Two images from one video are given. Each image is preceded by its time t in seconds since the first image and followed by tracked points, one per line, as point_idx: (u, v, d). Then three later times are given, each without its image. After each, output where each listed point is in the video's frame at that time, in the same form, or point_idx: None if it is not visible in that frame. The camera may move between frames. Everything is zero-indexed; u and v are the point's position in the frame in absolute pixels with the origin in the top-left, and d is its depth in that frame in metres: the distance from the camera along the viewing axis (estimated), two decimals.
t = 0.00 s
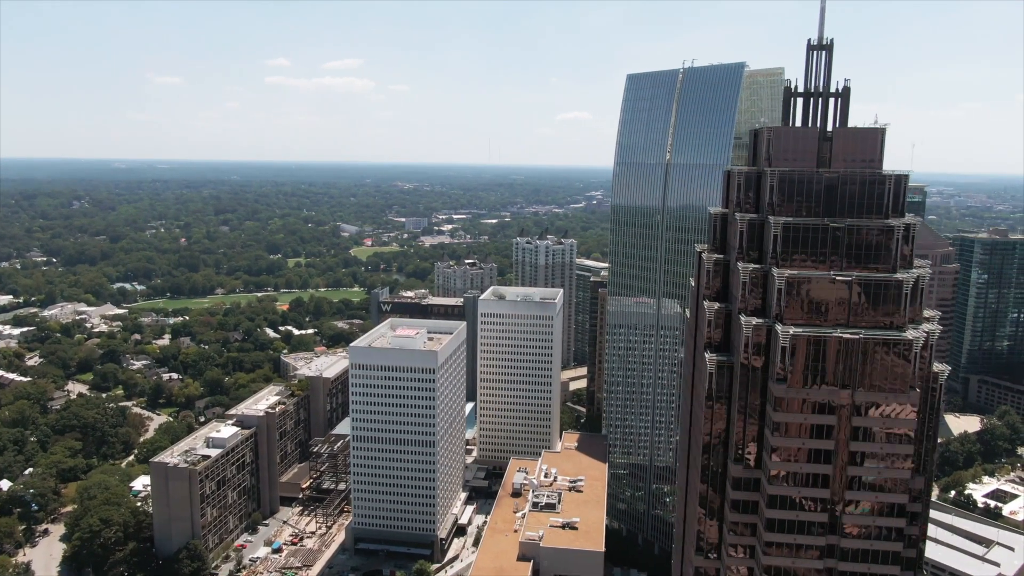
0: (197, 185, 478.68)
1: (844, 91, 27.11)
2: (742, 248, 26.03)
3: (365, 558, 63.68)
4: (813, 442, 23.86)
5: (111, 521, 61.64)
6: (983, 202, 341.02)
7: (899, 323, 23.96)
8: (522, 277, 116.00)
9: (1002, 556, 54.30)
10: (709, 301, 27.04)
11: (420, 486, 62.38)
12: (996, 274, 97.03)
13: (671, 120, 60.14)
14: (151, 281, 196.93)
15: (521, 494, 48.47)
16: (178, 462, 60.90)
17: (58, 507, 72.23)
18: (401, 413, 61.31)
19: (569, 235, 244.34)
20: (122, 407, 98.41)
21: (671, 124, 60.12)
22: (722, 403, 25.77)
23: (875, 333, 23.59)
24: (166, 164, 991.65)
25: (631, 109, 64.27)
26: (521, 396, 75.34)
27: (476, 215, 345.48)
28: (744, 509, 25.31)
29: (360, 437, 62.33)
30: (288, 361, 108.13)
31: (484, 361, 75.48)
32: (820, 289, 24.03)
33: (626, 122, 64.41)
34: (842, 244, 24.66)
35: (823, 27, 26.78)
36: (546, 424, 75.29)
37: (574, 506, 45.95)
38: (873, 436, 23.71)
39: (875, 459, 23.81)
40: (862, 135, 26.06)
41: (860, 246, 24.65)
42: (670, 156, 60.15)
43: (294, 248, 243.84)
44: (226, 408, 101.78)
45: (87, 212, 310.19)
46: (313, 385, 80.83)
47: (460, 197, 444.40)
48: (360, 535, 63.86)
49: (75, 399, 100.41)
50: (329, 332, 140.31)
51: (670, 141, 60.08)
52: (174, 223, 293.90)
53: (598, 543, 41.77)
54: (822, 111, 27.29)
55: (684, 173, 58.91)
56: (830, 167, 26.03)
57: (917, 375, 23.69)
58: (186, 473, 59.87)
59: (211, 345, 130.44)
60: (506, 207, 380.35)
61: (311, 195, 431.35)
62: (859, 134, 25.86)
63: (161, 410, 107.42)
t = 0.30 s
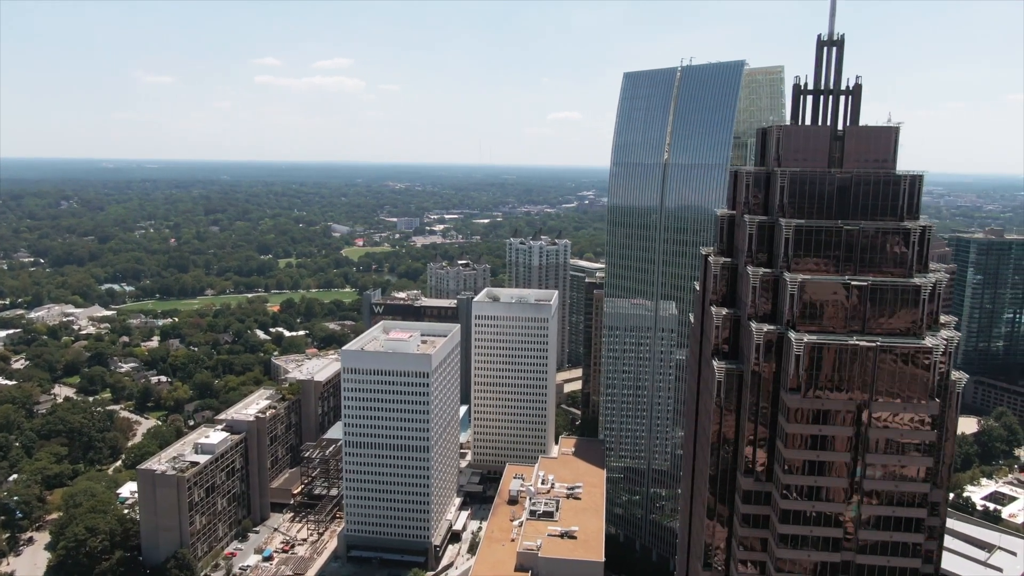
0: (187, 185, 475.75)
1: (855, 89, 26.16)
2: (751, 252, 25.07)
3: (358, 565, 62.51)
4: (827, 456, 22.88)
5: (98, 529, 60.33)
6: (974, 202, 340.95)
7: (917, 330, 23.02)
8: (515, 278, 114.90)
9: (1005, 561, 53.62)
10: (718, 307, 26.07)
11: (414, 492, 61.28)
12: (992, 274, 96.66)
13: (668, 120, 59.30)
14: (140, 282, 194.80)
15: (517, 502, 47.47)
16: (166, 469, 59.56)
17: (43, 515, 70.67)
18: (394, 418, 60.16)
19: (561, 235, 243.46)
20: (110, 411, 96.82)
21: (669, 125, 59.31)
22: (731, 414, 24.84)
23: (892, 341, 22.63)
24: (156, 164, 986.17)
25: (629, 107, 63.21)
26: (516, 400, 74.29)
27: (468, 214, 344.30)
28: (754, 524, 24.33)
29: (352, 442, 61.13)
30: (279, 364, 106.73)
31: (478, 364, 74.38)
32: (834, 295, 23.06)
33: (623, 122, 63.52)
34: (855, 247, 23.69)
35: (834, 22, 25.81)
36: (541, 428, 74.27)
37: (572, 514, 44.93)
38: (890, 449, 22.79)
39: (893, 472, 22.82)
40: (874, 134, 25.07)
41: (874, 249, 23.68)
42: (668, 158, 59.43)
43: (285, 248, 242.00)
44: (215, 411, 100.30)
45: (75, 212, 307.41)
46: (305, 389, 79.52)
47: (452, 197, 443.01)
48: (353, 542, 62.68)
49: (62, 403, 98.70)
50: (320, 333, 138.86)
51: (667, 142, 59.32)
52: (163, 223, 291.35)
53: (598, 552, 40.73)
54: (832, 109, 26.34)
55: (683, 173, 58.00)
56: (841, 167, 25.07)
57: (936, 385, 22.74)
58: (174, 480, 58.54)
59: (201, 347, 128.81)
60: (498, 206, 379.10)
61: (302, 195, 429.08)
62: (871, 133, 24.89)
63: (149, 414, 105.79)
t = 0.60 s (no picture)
0: (176, 185, 472.31)
1: (868, 85, 25.23)
2: (761, 255, 24.09)
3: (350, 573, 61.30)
4: (844, 470, 21.92)
5: (84, 538, 58.92)
6: (964, 202, 341.75)
7: (937, 338, 22.06)
8: (508, 279, 113.86)
9: (1007, 566, 52.95)
10: (727, 312, 25.06)
11: (408, 498, 60.10)
12: (987, 275, 96.38)
13: (667, 119, 58.49)
14: (128, 283, 192.55)
15: (514, 509, 46.45)
16: (154, 476, 58.16)
17: (27, 523, 69.05)
18: (387, 423, 58.97)
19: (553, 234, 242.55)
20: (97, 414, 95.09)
21: (668, 124, 58.43)
22: (741, 424, 23.84)
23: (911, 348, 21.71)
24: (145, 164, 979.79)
25: (626, 106, 62.21)
26: (511, 404, 73.23)
27: (459, 214, 342.89)
28: (766, 539, 23.34)
29: (345, 448, 59.86)
30: (269, 366, 105.27)
31: (472, 366, 73.22)
32: (850, 301, 22.15)
33: (619, 121, 62.59)
34: (872, 250, 22.72)
35: (847, 17, 24.90)
36: (536, 433, 73.24)
37: (571, 522, 43.85)
38: (910, 462, 21.81)
39: (912, 486, 21.85)
40: (890, 133, 24.14)
41: (890, 253, 22.71)
42: (666, 157, 58.55)
43: (276, 249, 240.06)
44: (205, 415, 98.72)
45: (63, 212, 304.29)
46: (295, 392, 78.17)
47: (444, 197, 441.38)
48: (345, 549, 61.49)
49: (48, 407, 96.91)
50: (311, 334, 137.34)
51: (666, 141, 58.47)
52: (153, 223, 288.65)
53: (598, 561, 39.72)
54: (844, 107, 25.44)
55: (682, 173, 57.10)
56: (854, 168, 24.21)
57: (957, 394, 21.76)
58: (162, 488, 57.13)
59: (190, 349, 127.13)
60: (490, 206, 377.64)
61: (293, 194, 426.54)
62: (886, 132, 23.96)
63: (137, 418, 104.10)
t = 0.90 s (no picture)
0: (166, 184, 468.81)
1: (883, 83, 24.29)
2: (774, 258, 23.10)
3: None
4: (863, 484, 20.90)
5: (69, 547, 57.51)
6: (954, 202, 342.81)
7: (961, 346, 21.03)
8: (502, 281, 112.66)
9: (1010, 572, 52.19)
10: (738, 318, 24.05)
11: (402, 505, 58.89)
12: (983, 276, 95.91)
13: (666, 118, 57.58)
14: (117, 284, 190.39)
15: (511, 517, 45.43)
16: (141, 484, 56.73)
17: (11, 531, 67.53)
18: (380, 429, 57.74)
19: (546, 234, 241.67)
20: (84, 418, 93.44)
21: (667, 123, 57.54)
22: (753, 436, 22.90)
23: (933, 357, 20.70)
24: (135, 163, 973.15)
25: (623, 106, 61.30)
26: (506, 408, 72.09)
27: (452, 214, 341.46)
28: (780, 556, 22.34)
29: (337, 454, 58.58)
30: (259, 369, 103.80)
31: (466, 370, 72.06)
32: (869, 307, 21.12)
33: (617, 121, 61.72)
34: (889, 254, 21.78)
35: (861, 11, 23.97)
36: (531, 437, 72.14)
37: (569, 531, 42.78)
38: (932, 477, 20.77)
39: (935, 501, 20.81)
40: (907, 131, 23.16)
41: (908, 257, 21.73)
42: (665, 156, 57.56)
43: (267, 249, 238.18)
44: (194, 419, 97.22)
45: (51, 212, 301.53)
46: (286, 396, 76.78)
47: (436, 196, 439.68)
48: (337, 557, 60.27)
49: (34, 411, 95.20)
50: (302, 336, 135.84)
51: (664, 140, 57.50)
52: (142, 223, 285.99)
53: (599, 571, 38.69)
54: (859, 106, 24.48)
55: (681, 173, 56.14)
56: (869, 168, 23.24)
57: (982, 405, 20.72)
58: (149, 496, 55.71)
59: (180, 351, 125.48)
60: (482, 206, 376.28)
61: (284, 194, 424.05)
62: (903, 130, 22.98)
63: (125, 421, 102.47)
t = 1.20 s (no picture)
0: (155, 185, 465.21)
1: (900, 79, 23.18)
2: (786, 262, 22.23)
3: None
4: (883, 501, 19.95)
5: (54, 557, 56.08)
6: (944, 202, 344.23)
7: (984, 355, 20.07)
8: (496, 282, 111.53)
9: None
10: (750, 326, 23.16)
11: (396, 511, 57.72)
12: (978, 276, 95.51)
13: (664, 116, 56.61)
14: (106, 285, 188.13)
15: (508, 526, 44.35)
16: (127, 492, 55.31)
17: None
18: (373, 435, 56.52)
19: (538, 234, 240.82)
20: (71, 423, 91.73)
21: (665, 122, 56.54)
22: (765, 448, 22.15)
23: (955, 366, 19.76)
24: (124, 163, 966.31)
25: (620, 105, 60.37)
26: (501, 411, 71.00)
27: (443, 214, 340.09)
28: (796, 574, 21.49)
29: (329, 460, 57.34)
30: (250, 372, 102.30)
31: (460, 373, 70.93)
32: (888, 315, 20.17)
33: (614, 120, 60.77)
34: (907, 258, 20.83)
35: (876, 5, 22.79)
36: (526, 442, 71.06)
37: (569, 541, 41.69)
38: (957, 493, 19.74)
39: (961, 518, 19.78)
40: (924, 130, 22.17)
41: (928, 262, 20.77)
42: (664, 156, 56.52)
43: (258, 250, 236.21)
44: (183, 423, 95.69)
45: (39, 212, 298.60)
46: (277, 400, 75.37)
47: (428, 196, 437.84)
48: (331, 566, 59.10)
49: (19, 416, 93.41)
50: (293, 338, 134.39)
51: (663, 139, 56.40)
52: (131, 223, 283.37)
53: None
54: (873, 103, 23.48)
55: (680, 172, 55.11)
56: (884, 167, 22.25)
57: (1008, 417, 19.72)
58: (136, 504, 54.31)
59: (169, 354, 123.83)
60: (474, 206, 375.14)
61: (275, 194, 421.67)
62: (921, 128, 21.99)
63: (113, 426, 100.79)
